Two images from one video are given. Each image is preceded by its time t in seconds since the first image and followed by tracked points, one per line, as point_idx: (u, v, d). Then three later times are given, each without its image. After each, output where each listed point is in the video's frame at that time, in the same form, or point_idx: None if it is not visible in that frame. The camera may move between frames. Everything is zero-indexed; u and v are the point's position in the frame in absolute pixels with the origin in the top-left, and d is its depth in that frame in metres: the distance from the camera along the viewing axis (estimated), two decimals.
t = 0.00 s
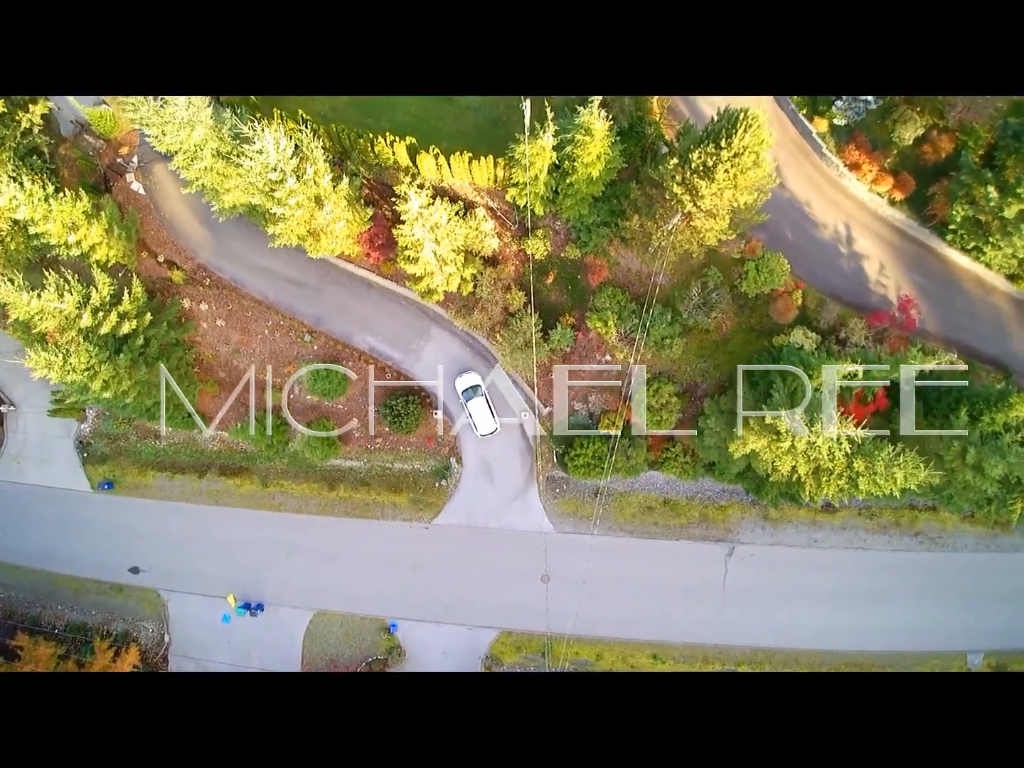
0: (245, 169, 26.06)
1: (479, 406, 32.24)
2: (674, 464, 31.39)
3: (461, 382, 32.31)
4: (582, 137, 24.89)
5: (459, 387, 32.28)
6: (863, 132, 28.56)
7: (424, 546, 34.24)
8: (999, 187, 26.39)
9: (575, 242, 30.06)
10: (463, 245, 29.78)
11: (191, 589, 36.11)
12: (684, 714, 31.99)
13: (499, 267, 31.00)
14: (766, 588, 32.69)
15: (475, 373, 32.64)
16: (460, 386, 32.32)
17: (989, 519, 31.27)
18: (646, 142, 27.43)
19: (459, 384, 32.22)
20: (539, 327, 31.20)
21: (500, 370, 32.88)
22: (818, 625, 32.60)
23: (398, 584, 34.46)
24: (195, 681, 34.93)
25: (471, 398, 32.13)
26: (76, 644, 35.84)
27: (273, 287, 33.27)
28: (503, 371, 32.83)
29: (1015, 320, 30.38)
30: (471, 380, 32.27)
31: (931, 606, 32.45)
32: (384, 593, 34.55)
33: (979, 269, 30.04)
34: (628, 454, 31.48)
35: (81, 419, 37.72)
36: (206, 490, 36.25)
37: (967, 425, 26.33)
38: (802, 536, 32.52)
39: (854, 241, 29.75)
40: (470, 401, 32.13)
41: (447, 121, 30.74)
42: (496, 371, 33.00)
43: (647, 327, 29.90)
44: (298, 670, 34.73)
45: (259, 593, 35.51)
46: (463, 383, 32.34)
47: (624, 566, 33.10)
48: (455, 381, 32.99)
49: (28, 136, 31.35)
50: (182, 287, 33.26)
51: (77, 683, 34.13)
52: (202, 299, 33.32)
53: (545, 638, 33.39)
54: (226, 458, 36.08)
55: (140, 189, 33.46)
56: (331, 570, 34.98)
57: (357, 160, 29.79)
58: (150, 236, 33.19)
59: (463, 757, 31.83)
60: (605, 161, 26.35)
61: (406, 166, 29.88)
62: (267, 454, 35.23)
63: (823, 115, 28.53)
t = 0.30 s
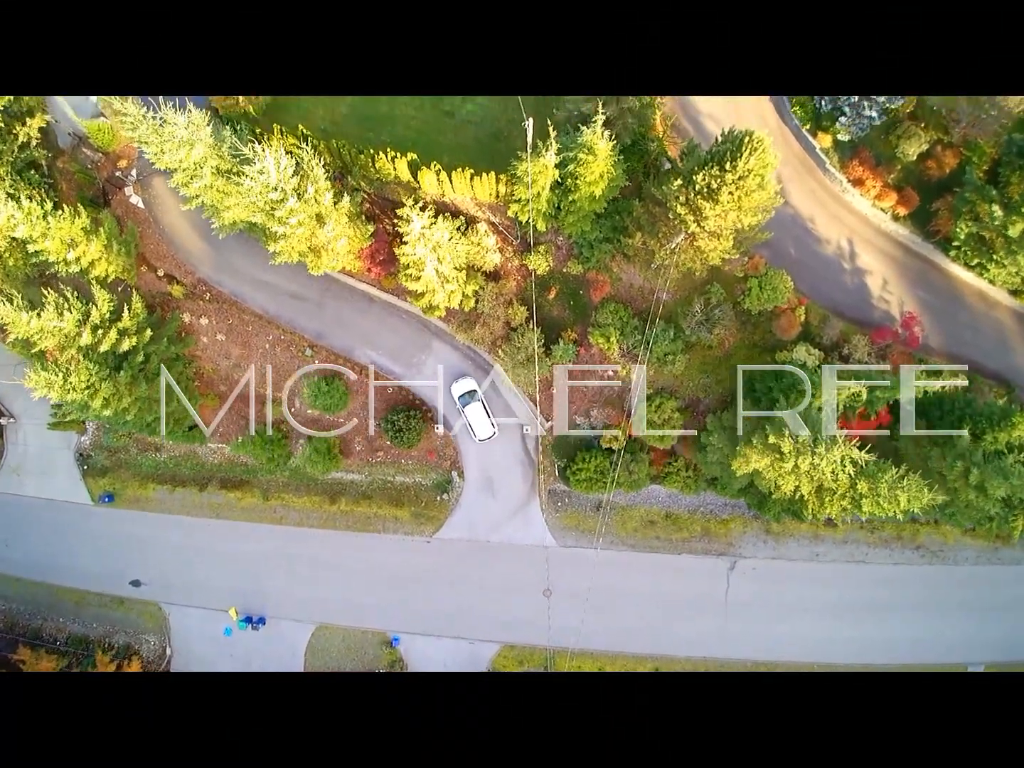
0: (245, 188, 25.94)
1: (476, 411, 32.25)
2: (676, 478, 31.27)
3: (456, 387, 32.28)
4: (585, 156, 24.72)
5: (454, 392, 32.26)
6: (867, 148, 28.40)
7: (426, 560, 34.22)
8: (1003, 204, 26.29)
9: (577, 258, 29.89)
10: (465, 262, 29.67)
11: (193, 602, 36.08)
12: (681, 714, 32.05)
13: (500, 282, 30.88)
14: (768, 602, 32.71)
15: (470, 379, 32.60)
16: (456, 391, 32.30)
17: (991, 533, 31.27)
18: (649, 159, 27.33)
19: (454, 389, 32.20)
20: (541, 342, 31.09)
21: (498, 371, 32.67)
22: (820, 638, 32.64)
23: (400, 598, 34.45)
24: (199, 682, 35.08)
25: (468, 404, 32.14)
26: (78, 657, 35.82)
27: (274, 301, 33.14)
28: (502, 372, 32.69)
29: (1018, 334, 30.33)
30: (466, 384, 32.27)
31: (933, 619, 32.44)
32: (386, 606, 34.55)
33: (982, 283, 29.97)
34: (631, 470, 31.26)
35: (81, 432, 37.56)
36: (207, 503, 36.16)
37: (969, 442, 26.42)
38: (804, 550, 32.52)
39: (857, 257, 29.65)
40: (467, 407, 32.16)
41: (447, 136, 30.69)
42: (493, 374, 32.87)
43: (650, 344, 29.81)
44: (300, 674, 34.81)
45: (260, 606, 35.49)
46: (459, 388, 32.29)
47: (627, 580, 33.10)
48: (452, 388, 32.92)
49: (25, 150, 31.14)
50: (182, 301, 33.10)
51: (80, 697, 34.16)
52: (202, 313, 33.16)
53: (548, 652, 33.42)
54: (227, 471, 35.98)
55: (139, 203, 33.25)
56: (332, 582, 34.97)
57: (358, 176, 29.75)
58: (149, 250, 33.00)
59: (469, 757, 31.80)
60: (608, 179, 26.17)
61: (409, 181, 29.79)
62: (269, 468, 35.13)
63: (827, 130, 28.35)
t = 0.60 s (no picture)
0: (248, 214, 25.69)
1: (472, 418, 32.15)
2: (680, 497, 31.23)
3: (451, 396, 32.16)
4: (590, 183, 24.54)
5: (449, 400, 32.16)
6: (873, 168, 28.34)
7: (429, 578, 34.19)
8: (1011, 228, 26.21)
9: (581, 279, 29.76)
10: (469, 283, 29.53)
11: (196, 618, 36.05)
12: (680, 714, 32.57)
13: (504, 302, 30.68)
14: (772, 621, 32.75)
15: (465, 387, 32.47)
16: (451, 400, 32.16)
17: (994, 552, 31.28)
18: (655, 180, 27.25)
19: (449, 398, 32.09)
20: (546, 362, 30.98)
21: (494, 377, 32.53)
22: (824, 656, 32.71)
23: (403, 616, 34.42)
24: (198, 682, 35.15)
25: (464, 413, 32.03)
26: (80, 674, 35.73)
27: (276, 320, 32.96)
28: (498, 376, 32.46)
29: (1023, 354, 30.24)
30: (461, 393, 32.14)
31: (937, 638, 32.46)
32: (390, 623, 34.54)
33: (987, 303, 29.89)
34: (635, 490, 31.23)
35: (82, 448, 37.37)
36: (209, 521, 36.11)
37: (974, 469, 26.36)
38: (808, 568, 32.54)
39: (863, 278, 29.56)
40: (463, 415, 32.05)
41: (450, 155, 30.62)
42: (490, 382, 32.85)
43: (656, 365, 29.64)
44: (303, 690, 34.62)
45: (264, 624, 35.46)
46: (454, 397, 32.15)
47: (630, 599, 33.10)
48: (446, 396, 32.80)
49: (24, 168, 31.10)
50: (183, 320, 32.87)
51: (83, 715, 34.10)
52: (204, 332, 32.97)
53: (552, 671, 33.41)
54: (229, 488, 35.87)
55: (140, 220, 33.00)
56: (336, 600, 34.93)
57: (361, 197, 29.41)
58: (150, 269, 32.77)
59: (469, 757, 32.35)
60: (614, 204, 25.99)
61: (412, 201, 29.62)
62: (271, 486, 34.99)
63: (833, 151, 28.16)
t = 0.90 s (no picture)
0: (251, 239, 25.49)
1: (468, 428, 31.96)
2: (684, 515, 31.18)
3: (446, 405, 32.02)
4: (596, 207, 24.47)
5: (445, 410, 31.96)
6: (880, 189, 28.33)
7: (433, 596, 34.18)
8: (1017, 252, 26.07)
9: (586, 299, 29.65)
10: (474, 304, 29.40)
11: (200, 634, 36.04)
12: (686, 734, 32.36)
13: (508, 321, 30.40)
14: (775, 639, 32.78)
15: (459, 396, 32.36)
16: (447, 409, 31.99)
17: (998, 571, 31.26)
18: (661, 199, 27.08)
19: (445, 408, 31.90)
20: (550, 380, 30.89)
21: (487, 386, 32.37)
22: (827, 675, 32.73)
23: (407, 633, 34.41)
24: (198, 690, 34.50)
25: (460, 422, 31.80)
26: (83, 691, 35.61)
27: (279, 338, 32.81)
28: (490, 384, 32.23)
29: None
30: (456, 402, 32.00)
31: (940, 657, 32.46)
32: (393, 639, 34.52)
33: (992, 323, 29.77)
34: (639, 508, 31.36)
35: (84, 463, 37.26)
36: (212, 537, 36.11)
37: (979, 493, 26.20)
38: (811, 586, 32.55)
39: (868, 299, 29.52)
40: (458, 424, 31.81)
41: (454, 174, 30.57)
42: (483, 390, 32.70)
43: (659, 386, 29.65)
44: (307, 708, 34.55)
45: (267, 641, 35.45)
46: (449, 407, 31.99)
47: (634, 617, 33.13)
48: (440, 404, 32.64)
49: (24, 185, 30.97)
50: (186, 339, 32.71)
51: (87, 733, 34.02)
52: (207, 350, 32.81)
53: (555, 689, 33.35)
54: (232, 505, 35.78)
55: (140, 238, 32.74)
56: (339, 616, 34.90)
57: (365, 216, 28.82)
58: (152, 287, 32.58)
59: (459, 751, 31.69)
60: (620, 229, 25.78)
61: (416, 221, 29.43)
62: (274, 503, 34.91)
63: (840, 172, 28.00)
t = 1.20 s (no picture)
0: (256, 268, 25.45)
1: (462, 440, 31.68)
2: (689, 537, 31.09)
3: (439, 419, 31.71)
4: (604, 237, 24.34)
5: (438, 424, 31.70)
6: (887, 214, 28.31)
7: (438, 616, 34.16)
8: None
9: (591, 322, 29.49)
10: (480, 328, 29.43)
11: (205, 653, 36.05)
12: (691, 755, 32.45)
13: (513, 344, 30.51)
14: (780, 660, 32.82)
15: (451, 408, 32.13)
16: (440, 422, 31.72)
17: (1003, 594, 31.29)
18: (667, 224, 26.96)
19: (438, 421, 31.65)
20: (556, 403, 30.79)
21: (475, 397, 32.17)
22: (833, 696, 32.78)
23: (412, 653, 34.40)
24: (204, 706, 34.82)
25: (454, 434, 31.59)
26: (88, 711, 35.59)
27: (283, 359, 32.66)
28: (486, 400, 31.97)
29: None
30: (448, 414, 31.74)
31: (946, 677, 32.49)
32: (397, 658, 34.51)
33: (999, 345, 29.63)
34: (644, 530, 31.31)
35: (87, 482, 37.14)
36: (216, 557, 36.04)
37: (985, 521, 26.16)
38: (817, 606, 32.54)
39: (875, 323, 29.48)
40: (453, 436, 31.59)
41: (459, 196, 30.46)
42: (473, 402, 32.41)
43: (667, 411, 29.38)
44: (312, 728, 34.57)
45: (272, 661, 35.46)
46: (442, 420, 31.73)
47: (639, 638, 33.14)
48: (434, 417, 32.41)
49: (25, 207, 30.99)
50: (190, 360, 32.56)
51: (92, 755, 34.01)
52: (210, 372, 32.66)
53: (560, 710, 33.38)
54: (236, 525, 35.71)
55: (143, 258, 32.53)
56: (343, 635, 34.86)
57: (370, 240, 28.88)
58: (155, 308, 32.42)
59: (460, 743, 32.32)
60: (626, 258, 25.72)
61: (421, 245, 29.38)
62: (279, 524, 34.84)
63: (846, 196, 28.00)
